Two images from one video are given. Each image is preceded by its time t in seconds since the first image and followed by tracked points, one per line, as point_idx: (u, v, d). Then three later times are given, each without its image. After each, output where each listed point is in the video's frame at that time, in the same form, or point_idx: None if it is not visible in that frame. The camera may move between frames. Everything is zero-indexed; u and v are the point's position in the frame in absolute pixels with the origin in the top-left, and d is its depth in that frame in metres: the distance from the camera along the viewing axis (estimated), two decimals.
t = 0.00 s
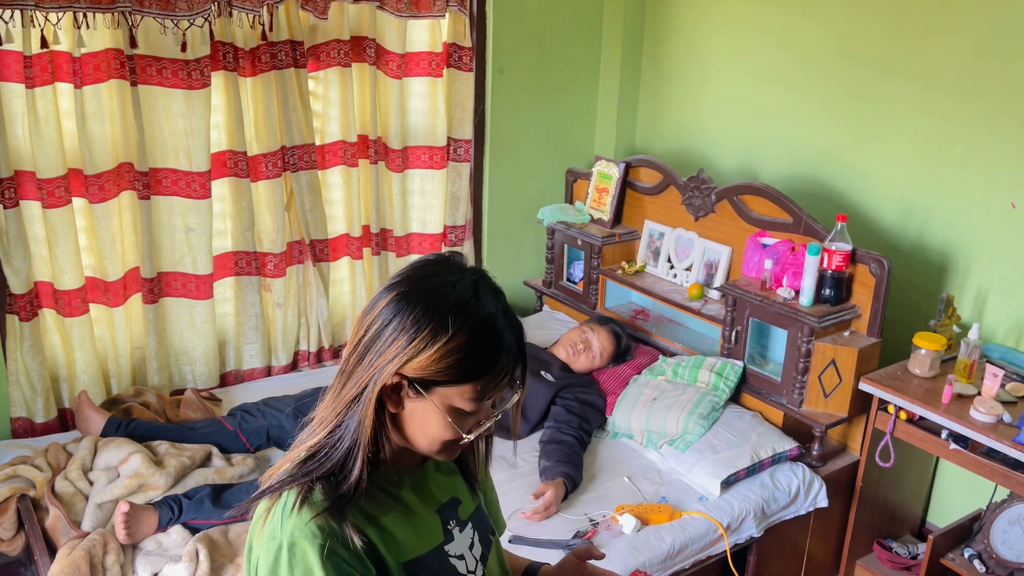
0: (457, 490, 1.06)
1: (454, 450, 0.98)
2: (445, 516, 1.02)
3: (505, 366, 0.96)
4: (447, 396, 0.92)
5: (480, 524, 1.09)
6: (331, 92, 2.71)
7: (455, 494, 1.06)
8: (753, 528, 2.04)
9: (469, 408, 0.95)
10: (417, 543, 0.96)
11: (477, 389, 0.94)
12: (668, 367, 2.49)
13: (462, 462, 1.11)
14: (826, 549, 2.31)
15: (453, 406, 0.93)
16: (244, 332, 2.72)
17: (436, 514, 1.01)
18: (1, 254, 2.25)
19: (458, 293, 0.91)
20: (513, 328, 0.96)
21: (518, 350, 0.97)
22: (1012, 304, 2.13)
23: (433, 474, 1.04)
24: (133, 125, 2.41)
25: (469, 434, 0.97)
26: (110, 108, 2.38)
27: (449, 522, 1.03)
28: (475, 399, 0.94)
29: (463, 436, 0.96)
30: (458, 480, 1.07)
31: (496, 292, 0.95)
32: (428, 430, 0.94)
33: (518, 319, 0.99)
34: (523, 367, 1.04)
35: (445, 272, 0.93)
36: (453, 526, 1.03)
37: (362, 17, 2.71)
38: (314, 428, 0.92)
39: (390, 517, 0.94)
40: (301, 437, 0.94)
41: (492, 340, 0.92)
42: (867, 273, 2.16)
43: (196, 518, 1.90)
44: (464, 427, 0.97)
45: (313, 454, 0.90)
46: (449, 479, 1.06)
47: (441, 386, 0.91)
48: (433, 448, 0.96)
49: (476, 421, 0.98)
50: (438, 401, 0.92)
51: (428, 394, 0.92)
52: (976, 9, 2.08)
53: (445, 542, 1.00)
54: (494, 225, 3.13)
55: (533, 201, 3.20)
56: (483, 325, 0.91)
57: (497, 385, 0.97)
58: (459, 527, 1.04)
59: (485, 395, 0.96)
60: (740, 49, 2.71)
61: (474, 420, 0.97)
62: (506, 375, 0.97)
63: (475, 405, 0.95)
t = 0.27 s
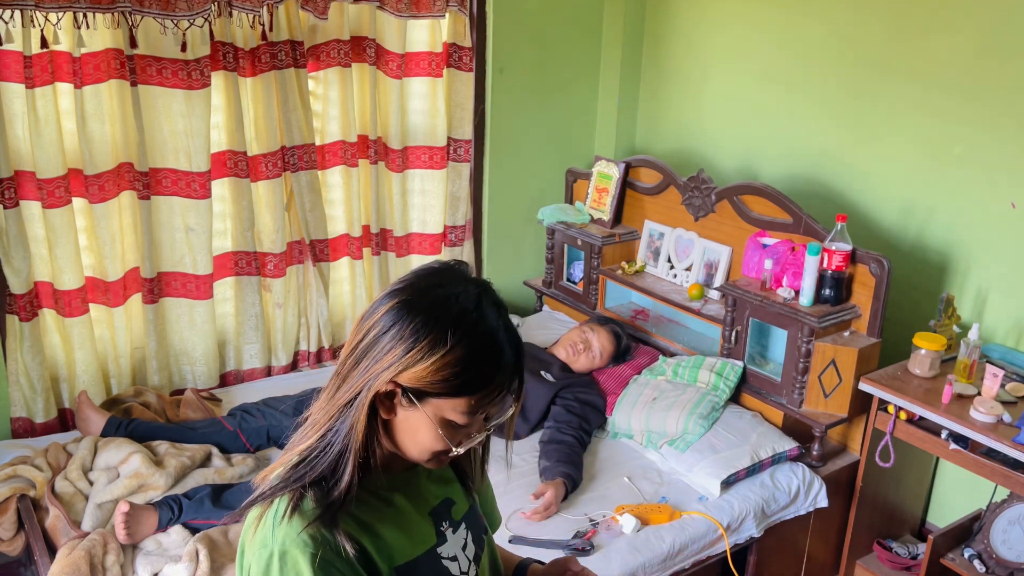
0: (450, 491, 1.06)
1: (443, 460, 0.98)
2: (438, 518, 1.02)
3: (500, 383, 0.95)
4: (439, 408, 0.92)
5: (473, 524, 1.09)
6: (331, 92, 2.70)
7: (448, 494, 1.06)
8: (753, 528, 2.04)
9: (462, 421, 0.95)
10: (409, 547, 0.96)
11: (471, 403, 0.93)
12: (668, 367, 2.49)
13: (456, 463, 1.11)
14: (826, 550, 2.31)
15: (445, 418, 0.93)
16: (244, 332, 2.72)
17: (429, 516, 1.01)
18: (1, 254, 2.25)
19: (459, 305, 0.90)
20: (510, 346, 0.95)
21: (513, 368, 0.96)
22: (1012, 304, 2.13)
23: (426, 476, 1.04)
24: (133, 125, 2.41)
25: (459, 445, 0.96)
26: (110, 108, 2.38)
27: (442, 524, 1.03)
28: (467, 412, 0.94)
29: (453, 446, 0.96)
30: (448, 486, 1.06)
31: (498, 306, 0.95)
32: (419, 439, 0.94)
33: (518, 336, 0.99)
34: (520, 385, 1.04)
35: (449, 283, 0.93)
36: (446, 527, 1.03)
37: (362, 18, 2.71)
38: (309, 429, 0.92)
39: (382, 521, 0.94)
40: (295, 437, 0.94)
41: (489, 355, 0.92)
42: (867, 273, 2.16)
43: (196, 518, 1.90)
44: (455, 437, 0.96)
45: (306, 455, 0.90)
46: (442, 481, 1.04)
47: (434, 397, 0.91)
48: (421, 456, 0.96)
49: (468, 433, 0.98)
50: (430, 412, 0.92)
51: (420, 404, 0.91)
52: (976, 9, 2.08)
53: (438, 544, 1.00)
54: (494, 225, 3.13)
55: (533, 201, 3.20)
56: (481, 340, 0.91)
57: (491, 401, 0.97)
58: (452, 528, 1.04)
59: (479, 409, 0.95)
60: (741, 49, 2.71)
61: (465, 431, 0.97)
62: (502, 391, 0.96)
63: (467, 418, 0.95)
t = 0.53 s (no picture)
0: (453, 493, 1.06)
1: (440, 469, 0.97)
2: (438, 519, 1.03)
3: (500, 398, 0.94)
4: (437, 422, 0.91)
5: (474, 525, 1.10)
6: (331, 92, 2.70)
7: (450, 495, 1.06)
8: (753, 528, 2.04)
9: (460, 436, 0.94)
10: (406, 549, 0.97)
11: (469, 418, 0.92)
12: (668, 367, 2.49)
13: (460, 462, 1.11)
14: (826, 550, 2.31)
15: (442, 431, 0.92)
16: (244, 332, 2.72)
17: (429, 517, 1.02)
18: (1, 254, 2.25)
19: (461, 320, 0.89)
20: (511, 361, 0.94)
21: (513, 383, 0.96)
22: (1012, 304, 2.13)
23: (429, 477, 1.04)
24: (133, 125, 2.41)
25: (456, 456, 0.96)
26: (110, 108, 2.38)
27: (443, 524, 1.03)
28: (466, 426, 0.93)
29: (449, 457, 0.96)
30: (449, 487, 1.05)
31: (502, 318, 0.94)
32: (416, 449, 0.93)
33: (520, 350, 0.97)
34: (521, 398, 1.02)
35: (452, 295, 0.91)
36: (446, 527, 1.04)
37: (362, 17, 2.71)
38: (304, 432, 0.92)
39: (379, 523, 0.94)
40: (292, 437, 0.94)
41: (489, 372, 0.91)
42: (867, 273, 2.16)
43: (196, 518, 1.90)
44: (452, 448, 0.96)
45: (299, 461, 0.90)
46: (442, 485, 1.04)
47: (432, 411, 0.90)
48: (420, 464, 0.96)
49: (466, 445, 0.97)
50: (427, 424, 0.91)
51: (417, 416, 0.90)
52: (976, 9, 2.08)
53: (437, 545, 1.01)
54: (494, 225, 3.13)
55: (533, 201, 3.20)
56: (481, 355, 0.90)
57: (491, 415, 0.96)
58: (453, 529, 1.05)
59: (477, 424, 0.95)
60: (741, 49, 2.71)
61: (463, 443, 0.97)
62: (502, 407, 0.96)
63: (465, 431, 0.94)
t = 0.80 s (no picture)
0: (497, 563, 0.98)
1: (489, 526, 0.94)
2: None
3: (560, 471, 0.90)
4: (494, 485, 0.88)
5: None
6: (331, 92, 2.71)
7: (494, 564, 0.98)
8: (753, 529, 2.04)
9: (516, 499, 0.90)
10: None
11: (527, 487, 0.89)
12: (668, 367, 2.49)
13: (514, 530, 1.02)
14: (826, 551, 2.31)
15: (498, 494, 0.89)
16: (244, 332, 2.72)
17: None
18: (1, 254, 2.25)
19: (533, 386, 0.85)
20: (578, 436, 0.89)
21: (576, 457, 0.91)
22: (1012, 304, 2.13)
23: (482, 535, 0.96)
24: (133, 125, 2.41)
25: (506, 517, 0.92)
26: (110, 108, 2.38)
27: None
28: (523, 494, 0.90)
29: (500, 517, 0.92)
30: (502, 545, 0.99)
31: (572, 383, 0.89)
32: (468, 503, 0.91)
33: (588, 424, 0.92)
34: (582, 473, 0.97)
35: (528, 356, 0.87)
36: None
37: (362, 17, 2.71)
38: (362, 453, 0.92)
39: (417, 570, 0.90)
40: (348, 450, 0.95)
41: (554, 444, 0.87)
42: (867, 273, 2.16)
43: (196, 518, 1.89)
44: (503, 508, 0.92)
45: (353, 482, 0.91)
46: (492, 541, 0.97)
47: (491, 472, 0.87)
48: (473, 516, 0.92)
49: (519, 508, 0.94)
50: (485, 484, 0.88)
51: (476, 472, 0.88)
52: (976, 9, 2.08)
53: None
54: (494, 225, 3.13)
55: (533, 201, 3.20)
56: (549, 425, 0.86)
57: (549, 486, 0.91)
58: None
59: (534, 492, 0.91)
60: (741, 49, 2.71)
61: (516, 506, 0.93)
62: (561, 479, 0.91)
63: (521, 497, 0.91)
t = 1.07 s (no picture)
0: None
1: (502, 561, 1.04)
2: None
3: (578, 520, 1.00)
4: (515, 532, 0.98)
5: None
6: (331, 92, 2.71)
7: None
8: (753, 528, 2.05)
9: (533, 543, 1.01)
10: None
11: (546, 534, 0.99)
12: (668, 367, 2.49)
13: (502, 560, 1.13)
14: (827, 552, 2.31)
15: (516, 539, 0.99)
16: (244, 332, 2.72)
17: None
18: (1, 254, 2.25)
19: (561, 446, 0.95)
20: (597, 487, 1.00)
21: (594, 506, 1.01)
22: (1012, 304, 2.13)
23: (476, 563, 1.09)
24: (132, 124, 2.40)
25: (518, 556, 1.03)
26: (110, 108, 2.38)
27: None
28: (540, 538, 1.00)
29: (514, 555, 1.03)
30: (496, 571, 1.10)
31: (595, 441, 1.00)
32: (486, 544, 1.00)
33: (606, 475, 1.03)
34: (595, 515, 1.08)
35: (557, 418, 0.97)
36: None
37: (362, 17, 2.71)
38: (386, 500, 1.00)
39: None
40: (373, 494, 1.02)
41: (577, 497, 0.97)
42: (867, 273, 2.16)
43: (196, 518, 1.89)
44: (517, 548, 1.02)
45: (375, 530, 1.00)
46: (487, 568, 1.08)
47: (515, 522, 0.97)
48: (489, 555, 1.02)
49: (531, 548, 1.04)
50: (506, 530, 0.98)
51: (498, 521, 0.98)
52: (976, 9, 2.08)
53: None
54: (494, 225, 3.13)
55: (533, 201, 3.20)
56: (574, 480, 0.96)
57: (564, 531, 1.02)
58: None
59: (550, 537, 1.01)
60: (740, 49, 2.71)
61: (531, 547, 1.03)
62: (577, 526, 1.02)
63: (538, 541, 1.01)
